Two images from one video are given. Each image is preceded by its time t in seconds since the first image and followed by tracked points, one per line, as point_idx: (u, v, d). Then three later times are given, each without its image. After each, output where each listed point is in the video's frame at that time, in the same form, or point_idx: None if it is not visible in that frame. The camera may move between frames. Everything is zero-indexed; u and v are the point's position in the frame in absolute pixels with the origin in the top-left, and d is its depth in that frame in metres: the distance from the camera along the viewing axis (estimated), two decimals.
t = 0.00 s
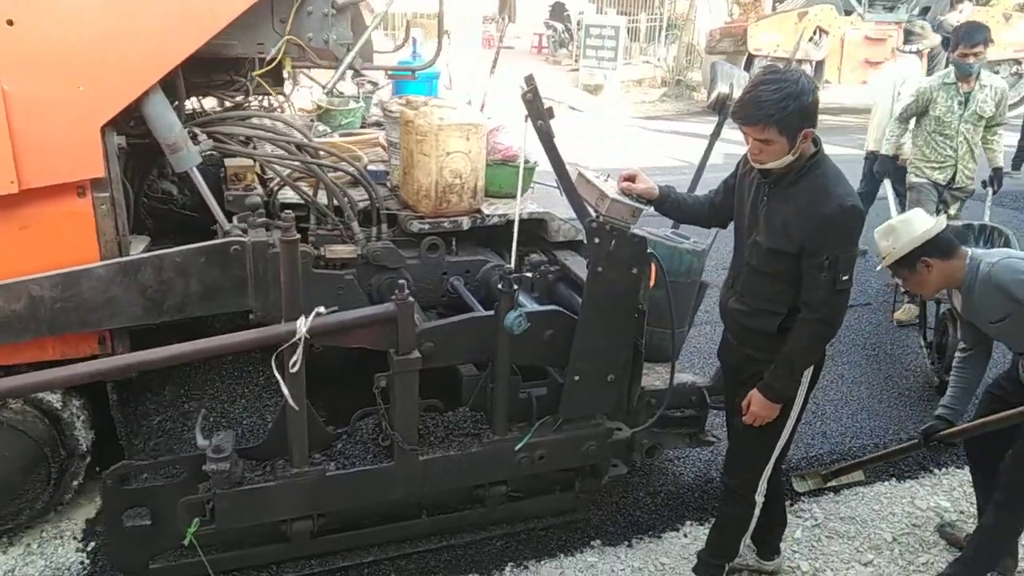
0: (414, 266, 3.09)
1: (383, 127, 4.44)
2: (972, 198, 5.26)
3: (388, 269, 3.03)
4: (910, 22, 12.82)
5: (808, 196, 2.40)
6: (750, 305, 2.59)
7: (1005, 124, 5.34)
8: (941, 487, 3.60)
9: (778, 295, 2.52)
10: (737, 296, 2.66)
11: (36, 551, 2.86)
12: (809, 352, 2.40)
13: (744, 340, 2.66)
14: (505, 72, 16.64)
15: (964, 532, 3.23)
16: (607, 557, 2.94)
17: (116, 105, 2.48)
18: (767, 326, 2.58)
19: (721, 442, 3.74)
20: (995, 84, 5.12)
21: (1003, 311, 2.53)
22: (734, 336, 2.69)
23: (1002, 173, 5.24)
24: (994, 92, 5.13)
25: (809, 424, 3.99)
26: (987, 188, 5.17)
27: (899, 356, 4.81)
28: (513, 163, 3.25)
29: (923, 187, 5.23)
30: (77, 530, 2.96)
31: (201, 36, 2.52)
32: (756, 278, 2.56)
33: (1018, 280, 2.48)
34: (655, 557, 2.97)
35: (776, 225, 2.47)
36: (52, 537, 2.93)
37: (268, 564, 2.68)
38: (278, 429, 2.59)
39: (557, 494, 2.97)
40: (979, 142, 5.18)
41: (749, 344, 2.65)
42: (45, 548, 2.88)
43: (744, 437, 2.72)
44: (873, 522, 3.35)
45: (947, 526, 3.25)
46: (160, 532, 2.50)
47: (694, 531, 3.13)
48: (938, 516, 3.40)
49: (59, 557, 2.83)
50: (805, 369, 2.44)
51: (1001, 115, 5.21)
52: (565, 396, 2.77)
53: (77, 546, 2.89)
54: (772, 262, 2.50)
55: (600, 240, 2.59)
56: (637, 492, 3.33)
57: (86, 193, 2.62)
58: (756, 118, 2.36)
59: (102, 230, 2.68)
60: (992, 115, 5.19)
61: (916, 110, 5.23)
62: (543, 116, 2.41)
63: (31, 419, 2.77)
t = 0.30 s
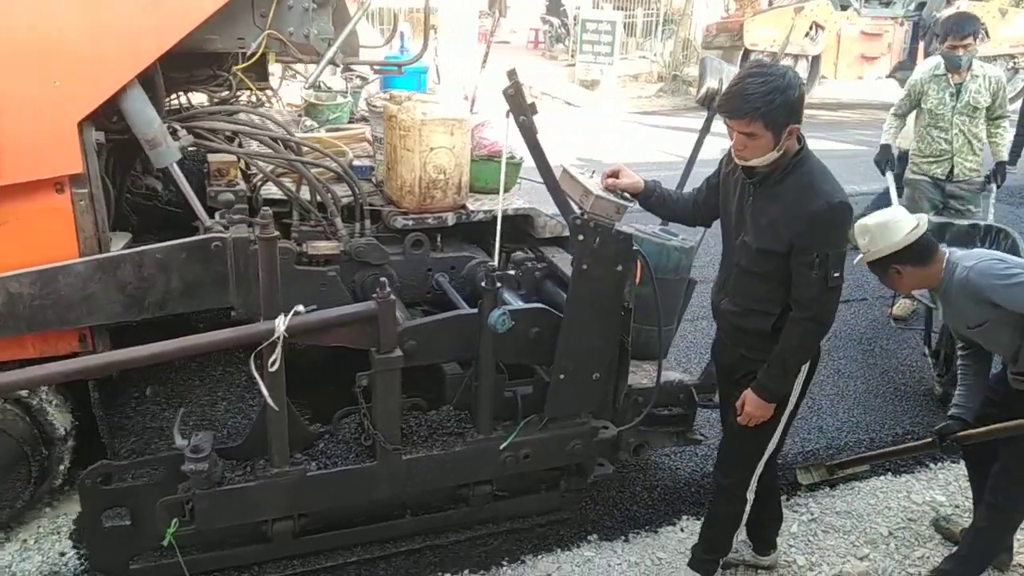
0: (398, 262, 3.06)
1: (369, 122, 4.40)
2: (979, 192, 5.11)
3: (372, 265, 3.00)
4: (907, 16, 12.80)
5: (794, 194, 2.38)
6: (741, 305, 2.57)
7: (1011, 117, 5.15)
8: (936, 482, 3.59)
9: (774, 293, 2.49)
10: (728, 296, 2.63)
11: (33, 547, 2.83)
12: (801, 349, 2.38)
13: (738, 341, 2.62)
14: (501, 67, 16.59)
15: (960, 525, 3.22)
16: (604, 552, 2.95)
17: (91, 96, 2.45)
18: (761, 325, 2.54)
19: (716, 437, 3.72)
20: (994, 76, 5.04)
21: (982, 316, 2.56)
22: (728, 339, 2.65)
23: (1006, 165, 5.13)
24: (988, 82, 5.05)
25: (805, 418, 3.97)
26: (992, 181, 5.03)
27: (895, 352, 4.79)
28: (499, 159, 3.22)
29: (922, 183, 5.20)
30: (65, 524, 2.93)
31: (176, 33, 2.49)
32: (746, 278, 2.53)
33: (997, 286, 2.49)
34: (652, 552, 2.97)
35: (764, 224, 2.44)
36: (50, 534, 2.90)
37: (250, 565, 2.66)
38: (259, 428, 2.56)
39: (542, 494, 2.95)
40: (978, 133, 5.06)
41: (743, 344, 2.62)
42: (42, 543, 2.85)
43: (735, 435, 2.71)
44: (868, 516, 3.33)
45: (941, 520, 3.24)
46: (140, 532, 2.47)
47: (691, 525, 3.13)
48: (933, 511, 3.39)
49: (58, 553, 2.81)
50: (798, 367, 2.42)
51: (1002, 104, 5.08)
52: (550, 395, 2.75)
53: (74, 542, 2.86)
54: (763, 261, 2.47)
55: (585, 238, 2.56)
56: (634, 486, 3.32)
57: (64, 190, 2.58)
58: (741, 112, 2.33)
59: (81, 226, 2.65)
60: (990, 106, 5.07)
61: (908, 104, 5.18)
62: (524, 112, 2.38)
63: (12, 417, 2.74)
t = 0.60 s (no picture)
0: (386, 263, 3.04)
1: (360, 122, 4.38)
2: (989, 193, 5.02)
3: (359, 267, 2.98)
4: (906, 13, 12.74)
5: (778, 196, 2.36)
6: (718, 310, 2.55)
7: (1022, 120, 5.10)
8: (937, 478, 3.57)
9: (744, 301, 2.48)
10: (705, 301, 2.61)
11: (34, 548, 2.83)
12: (781, 357, 2.35)
13: (716, 347, 2.61)
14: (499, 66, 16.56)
15: (962, 522, 3.21)
16: (604, 551, 2.95)
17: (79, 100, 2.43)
18: (734, 332, 2.54)
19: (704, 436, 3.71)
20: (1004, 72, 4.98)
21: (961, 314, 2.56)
22: (705, 344, 2.64)
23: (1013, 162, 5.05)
24: (999, 81, 4.96)
25: (806, 415, 3.95)
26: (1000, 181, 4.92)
27: (892, 348, 4.75)
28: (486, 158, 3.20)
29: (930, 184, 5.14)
30: (60, 522, 2.94)
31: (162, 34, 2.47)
32: (725, 283, 2.52)
33: (974, 283, 2.48)
34: (652, 551, 2.97)
35: (743, 229, 2.42)
36: (51, 535, 2.90)
37: (237, 569, 2.64)
38: (243, 431, 2.55)
39: (532, 495, 2.93)
40: (988, 134, 4.97)
41: (720, 352, 2.60)
42: (42, 545, 2.85)
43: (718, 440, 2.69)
44: (870, 513, 3.32)
45: (942, 517, 3.24)
46: (124, 536, 2.45)
47: (692, 523, 3.12)
48: (934, 507, 3.37)
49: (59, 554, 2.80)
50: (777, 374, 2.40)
51: (1012, 104, 5.00)
52: (537, 397, 2.73)
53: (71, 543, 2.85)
54: (737, 266, 2.45)
55: (570, 238, 2.54)
56: (634, 484, 3.31)
57: (45, 193, 2.56)
58: (724, 111, 2.30)
59: (64, 229, 2.63)
60: (1001, 106, 4.99)
61: (918, 103, 5.09)
62: (507, 111, 2.37)
63: None
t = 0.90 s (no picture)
0: (378, 264, 3.02)
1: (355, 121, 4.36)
2: (1016, 207, 4.85)
3: (351, 267, 2.96)
4: (910, 12, 12.52)
5: (768, 198, 2.34)
6: (694, 309, 2.53)
7: None
8: (942, 478, 3.55)
9: (722, 305, 2.46)
10: (683, 300, 2.60)
11: (39, 546, 2.81)
12: (747, 366, 2.35)
13: (691, 351, 2.60)
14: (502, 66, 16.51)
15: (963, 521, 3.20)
16: (608, 549, 2.96)
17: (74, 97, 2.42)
18: (707, 333, 2.52)
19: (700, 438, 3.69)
20: None
21: (960, 320, 2.54)
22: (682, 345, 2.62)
23: None
24: None
25: (809, 416, 3.92)
26: None
27: (898, 348, 4.72)
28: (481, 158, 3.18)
29: (955, 194, 5.00)
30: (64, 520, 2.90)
31: (150, 33, 2.44)
32: (703, 283, 2.49)
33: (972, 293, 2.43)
34: (656, 550, 2.98)
35: (727, 228, 2.40)
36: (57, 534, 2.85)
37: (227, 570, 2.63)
38: (231, 431, 2.53)
39: (523, 497, 2.91)
40: None
41: (695, 355, 2.60)
42: (48, 543, 2.83)
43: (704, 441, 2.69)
44: (874, 513, 3.30)
45: (947, 517, 3.21)
46: (112, 536, 2.43)
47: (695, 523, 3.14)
48: (939, 508, 3.35)
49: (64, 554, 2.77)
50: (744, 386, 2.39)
51: None
52: (529, 398, 2.71)
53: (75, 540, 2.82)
54: (719, 265, 2.42)
55: (560, 238, 2.52)
56: (638, 483, 3.31)
57: (34, 192, 2.56)
58: (717, 104, 2.29)
59: (53, 229, 2.62)
60: None
61: (958, 106, 4.95)
62: (497, 110, 2.36)
63: None
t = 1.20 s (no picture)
0: (372, 268, 3.01)
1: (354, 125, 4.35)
2: None
3: (345, 271, 2.95)
4: (918, 17, 12.56)
5: (767, 204, 2.32)
6: (701, 319, 2.51)
7: None
8: (948, 484, 3.52)
9: (731, 310, 2.44)
10: (687, 309, 2.58)
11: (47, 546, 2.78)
12: (751, 372, 2.32)
13: (692, 359, 2.57)
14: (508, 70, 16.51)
15: (970, 527, 3.16)
16: (614, 553, 2.97)
17: (60, 103, 2.41)
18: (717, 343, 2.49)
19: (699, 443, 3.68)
20: None
21: (962, 325, 2.51)
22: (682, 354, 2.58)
23: None
24: None
25: (816, 421, 3.88)
26: None
27: (906, 353, 4.68)
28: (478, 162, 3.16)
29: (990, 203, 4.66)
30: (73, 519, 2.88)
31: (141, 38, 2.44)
32: (708, 290, 2.48)
33: (973, 299, 2.42)
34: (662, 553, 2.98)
35: (732, 234, 2.38)
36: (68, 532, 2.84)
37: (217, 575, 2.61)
38: (220, 434, 2.53)
39: (517, 503, 2.89)
40: None
41: (696, 364, 2.56)
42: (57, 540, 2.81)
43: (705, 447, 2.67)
44: (880, 519, 3.28)
45: (953, 523, 3.19)
46: (100, 541, 2.43)
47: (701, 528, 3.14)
48: (946, 514, 3.32)
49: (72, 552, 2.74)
50: (746, 394, 2.37)
51: None
52: (523, 404, 2.69)
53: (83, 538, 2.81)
54: (726, 271, 2.41)
55: (554, 243, 2.51)
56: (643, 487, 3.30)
57: (27, 195, 2.55)
58: (709, 104, 2.28)
59: (45, 232, 2.61)
60: None
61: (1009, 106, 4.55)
62: (489, 115, 2.37)
63: None
